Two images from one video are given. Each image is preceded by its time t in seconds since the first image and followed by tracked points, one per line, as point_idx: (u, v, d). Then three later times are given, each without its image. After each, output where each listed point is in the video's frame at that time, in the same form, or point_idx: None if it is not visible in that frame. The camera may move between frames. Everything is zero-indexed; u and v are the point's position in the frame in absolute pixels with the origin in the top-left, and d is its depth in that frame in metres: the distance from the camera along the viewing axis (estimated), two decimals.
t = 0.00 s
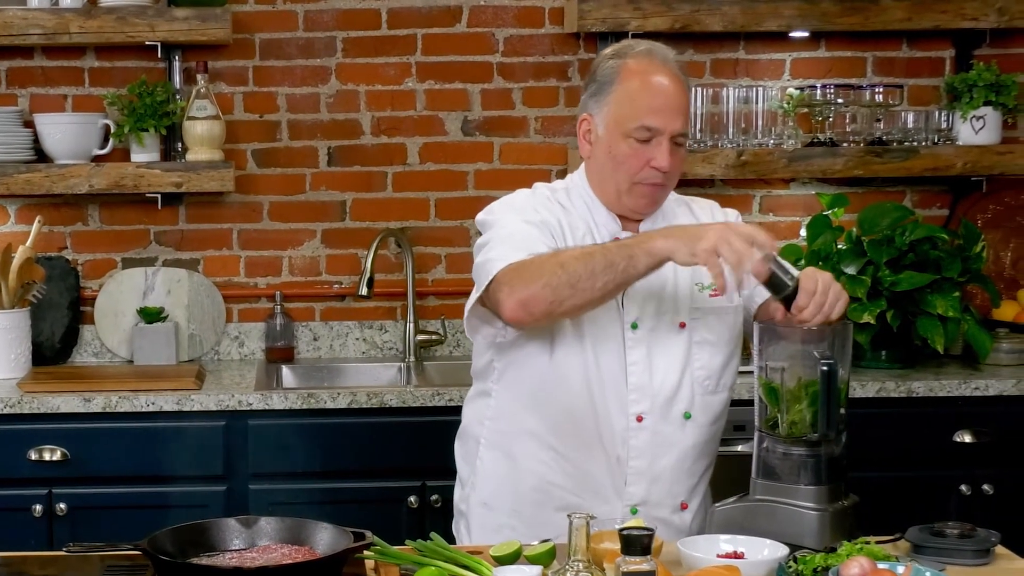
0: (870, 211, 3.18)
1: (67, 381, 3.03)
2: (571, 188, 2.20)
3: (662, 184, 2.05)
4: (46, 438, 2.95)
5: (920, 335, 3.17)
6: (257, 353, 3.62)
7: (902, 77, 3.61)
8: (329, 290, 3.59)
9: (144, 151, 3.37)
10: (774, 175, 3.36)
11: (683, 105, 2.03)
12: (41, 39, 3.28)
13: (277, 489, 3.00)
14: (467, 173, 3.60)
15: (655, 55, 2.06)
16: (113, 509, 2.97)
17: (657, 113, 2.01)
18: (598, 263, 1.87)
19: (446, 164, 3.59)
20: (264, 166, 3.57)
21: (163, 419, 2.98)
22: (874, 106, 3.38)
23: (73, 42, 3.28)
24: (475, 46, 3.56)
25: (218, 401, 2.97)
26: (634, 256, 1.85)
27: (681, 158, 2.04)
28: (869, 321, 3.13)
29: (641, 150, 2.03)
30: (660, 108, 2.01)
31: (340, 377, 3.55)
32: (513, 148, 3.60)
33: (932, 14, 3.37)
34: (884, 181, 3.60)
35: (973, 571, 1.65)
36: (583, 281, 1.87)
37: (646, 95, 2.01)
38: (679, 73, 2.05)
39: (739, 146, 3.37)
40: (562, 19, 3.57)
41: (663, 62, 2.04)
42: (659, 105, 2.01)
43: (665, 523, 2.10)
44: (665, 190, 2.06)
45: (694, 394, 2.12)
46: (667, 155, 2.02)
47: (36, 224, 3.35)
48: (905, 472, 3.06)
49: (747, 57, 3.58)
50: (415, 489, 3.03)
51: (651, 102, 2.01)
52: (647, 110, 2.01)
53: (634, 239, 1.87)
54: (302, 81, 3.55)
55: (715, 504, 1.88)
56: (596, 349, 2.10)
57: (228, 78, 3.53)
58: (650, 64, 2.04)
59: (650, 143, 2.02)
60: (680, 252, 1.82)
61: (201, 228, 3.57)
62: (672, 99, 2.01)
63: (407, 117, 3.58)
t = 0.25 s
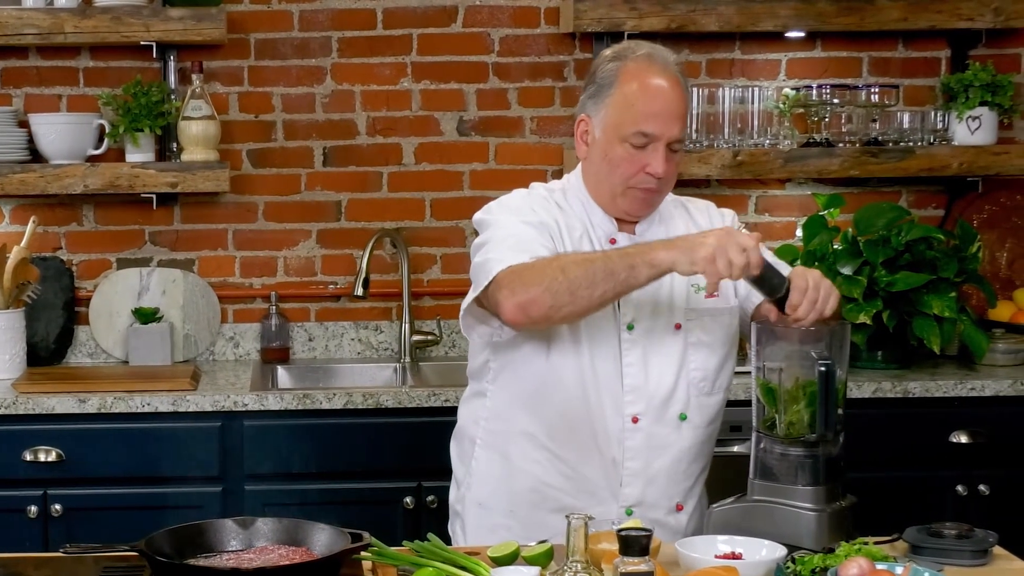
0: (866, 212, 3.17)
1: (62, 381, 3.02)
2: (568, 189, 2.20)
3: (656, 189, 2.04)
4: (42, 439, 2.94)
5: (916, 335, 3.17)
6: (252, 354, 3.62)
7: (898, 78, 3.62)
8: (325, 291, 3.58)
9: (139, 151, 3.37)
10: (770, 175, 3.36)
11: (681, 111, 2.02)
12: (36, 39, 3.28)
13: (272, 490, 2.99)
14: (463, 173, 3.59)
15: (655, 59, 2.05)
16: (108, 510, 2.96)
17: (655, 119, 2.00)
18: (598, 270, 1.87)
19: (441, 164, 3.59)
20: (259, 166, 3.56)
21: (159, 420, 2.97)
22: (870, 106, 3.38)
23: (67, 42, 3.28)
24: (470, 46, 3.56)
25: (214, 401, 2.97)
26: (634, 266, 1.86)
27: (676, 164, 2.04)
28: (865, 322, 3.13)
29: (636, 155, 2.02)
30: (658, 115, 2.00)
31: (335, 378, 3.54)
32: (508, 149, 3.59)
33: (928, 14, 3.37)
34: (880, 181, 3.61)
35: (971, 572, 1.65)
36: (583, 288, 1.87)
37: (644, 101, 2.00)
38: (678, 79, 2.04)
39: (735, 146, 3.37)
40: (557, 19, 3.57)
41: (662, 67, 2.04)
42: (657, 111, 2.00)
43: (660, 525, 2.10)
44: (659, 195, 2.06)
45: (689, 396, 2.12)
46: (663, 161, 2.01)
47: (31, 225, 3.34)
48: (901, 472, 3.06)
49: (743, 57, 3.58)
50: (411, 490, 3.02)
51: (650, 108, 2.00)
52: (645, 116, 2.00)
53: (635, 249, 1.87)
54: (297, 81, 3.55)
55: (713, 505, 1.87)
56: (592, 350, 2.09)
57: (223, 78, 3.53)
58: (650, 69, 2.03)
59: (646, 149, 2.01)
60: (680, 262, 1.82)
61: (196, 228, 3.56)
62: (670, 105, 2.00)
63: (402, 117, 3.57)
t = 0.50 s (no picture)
0: (862, 212, 3.18)
1: (57, 382, 3.01)
2: (565, 189, 2.20)
3: (651, 194, 2.05)
4: (36, 440, 2.93)
5: (912, 335, 3.16)
6: (247, 354, 3.61)
7: (893, 78, 3.62)
8: (320, 291, 3.58)
9: (134, 151, 3.35)
10: (765, 175, 3.36)
11: (680, 115, 2.01)
12: (30, 38, 3.27)
13: (268, 490, 2.98)
14: (458, 173, 3.59)
15: (657, 61, 2.03)
16: (103, 511, 2.96)
17: (653, 124, 1.99)
18: (596, 272, 1.86)
19: (436, 164, 3.58)
20: (254, 166, 3.55)
21: (154, 420, 2.97)
22: (866, 106, 3.37)
23: (62, 41, 3.27)
24: (466, 45, 3.56)
25: (209, 402, 2.96)
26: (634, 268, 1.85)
27: (673, 169, 2.03)
28: (861, 321, 3.13)
29: (633, 159, 2.02)
30: (656, 119, 1.99)
31: (331, 378, 3.54)
32: (503, 149, 3.59)
33: (923, 14, 3.38)
34: (875, 181, 3.61)
35: (969, 572, 1.65)
36: (580, 287, 1.87)
37: (643, 104, 1.99)
38: (679, 82, 2.03)
39: (731, 146, 3.37)
40: (552, 18, 3.56)
41: (663, 70, 2.02)
42: (655, 116, 1.99)
43: (656, 526, 2.10)
44: (655, 200, 2.07)
45: (686, 397, 2.12)
46: (659, 167, 2.01)
47: (25, 224, 3.33)
48: (897, 472, 3.07)
49: (738, 57, 3.58)
50: (406, 490, 3.02)
51: (648, 112, 1.99)
52: (643, 120, 1.99)
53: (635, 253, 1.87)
54: (292, 80, 3.54)
55: (710, 505, 1.87)
56: (588, 351, 2.09)
57: (218, 77, 3.52)
58: (650, 72, 2.01)
59: (643, 153, 2.01)
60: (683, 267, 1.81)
61: (191, 228, 3.56)
62: (669, 109, 1.99)
63: (398, 117, 3.57)
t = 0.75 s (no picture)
0: (857, 212, 3.18)
1: (51, 382, 3.01)
2: (561, 189, 2.19)
3: (644, 199, 2.04)
4: (31, 440, 2.92)
5: (908, 335, 3.17)
6: (242, 354, 3.61)
7: (888, 77, 3.62)
8: (315, 291, 3.57)
9: (128, 150, 3.35)
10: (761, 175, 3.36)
11: (676, 121, 2.01)
12: (24, 38, 3.26)
13: (263, 491, 2.98)
14: (453, 173, 3.58)
15: (654, 66, 2.03)
16: (98, 512, 2.95)
17: (647, 129, 1.99)
18: (589, 276, 1.87)
19: (432, 164, 3.58)
20: (249, 166, 3.55)
21: (149, 421, 2.96)
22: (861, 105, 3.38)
23: (56, 41, 3.26)
24: (461, 45, 3.55)
25: (204, 402, 2.95)
26: (625, 268, 1.85)
27: (666, 174, 2.03)
28: (857, 321, 3.13)
29: (626, 164, 2.02)
30: (650, 125, 1.98)
31: (326, 378, 3.53)
32: (499, 148, 3.59)
33: (919, 14, 3.38)
34: (871, 181, 3.61)
35: (967, 572, 1.65)
36: (575, 295, 1.88)
37: (638, 109, 1.99)
38: (676, 87, 2.02)
39: (726, 146, 3.37)
40: (548, 18, 3.56)
41: (660, 75, 2.01)
42: (650, 122, 1.98)
43: (654, 527, 2.09)
44: (647, 205, 2.06)
45: (683, 398, 2.12)
46: (652, 173, 2.00)
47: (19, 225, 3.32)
48: (893, 473, 3.07)
49: (734, 57, 3.58)
50: (402, 491, 3.01)
51: (643, 117, 1.99)
52: (638, 125, 1.99)
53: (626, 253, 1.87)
54: (287, 80, 3.53)
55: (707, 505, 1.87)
56: (586, 352, 2.09)
57: (213, 77, 3.51)
58: (647, 77, 2.01)
59: (636, 159, 2.00)
60: (672, 262, 1.81)
61: (186, 228, 3.55)
62: (664, 115, 1.99)
63: (393, 117, 3.56)
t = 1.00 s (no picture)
0: (852, 212, 3.18)
1: (46, 383, 3.00)
2: (555, 191, 2.19)
3: (634, 201, 2.04)
4: (25, 441, 2.92)
5: (903, 335, 3.18)
6: (237, 355, 3.60)
7: (884, 77, 3.62)
8: (310, 291, 3.57)
9: (123, 151, 3.34)
10: (756, 175, 3.36)
11: (669, 122, 2.00)
12: (19, 38, 3.26)
13: (258, 492, 2.97)
14: (449, 173, 3.58)
15: (648, 67, 2.02)
16: (93, 513, 2.94)
17: (638, 130, 1.98)
18: (590, 292, 1.87)
19: (427, 164, 3.57)
20: (243, 166, 3.54)
21: (144, 421, 2.95)
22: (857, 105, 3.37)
23: (51, 41, 3.25)
24: (456, 45, 3.55)
25: (199, 403, 2.95)
26: (626, 286, 1.85)
27: (658, 176, 2.02)
28: (852, 322, 3.13)
29: (617, 164, 2.01)
30: (641, 126, 1.98)
31: (321, 378, 3.53)
32: (494, 149, 3.59)
33: (914, 14, 3.38)
34: (866, 181, 3.61)
35: (964, 572, 1.65)
36: (576, 311, 1.88)
37: (629, 110, 1.99)
38: (669, 88, 2.02)
39: (721, 146, 3.37)
40: (543, 18, 3.56)
41: (654, 76, 2.01)
42: (640, 123, 1.98)
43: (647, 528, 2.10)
44: (639, 207, 2.06)
45: (678, 399, 2.12)
46: (643, 174, 2.00)
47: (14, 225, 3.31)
48: (889, 473, 3.07)
49: (729, 57, 3.58)
50: (397, 492, 3.01)
51: (634, 118, 1.98)
52: (628, 126, 1.98)
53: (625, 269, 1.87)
54: (282, 80, 3.53)
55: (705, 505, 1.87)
56: (581, 353, 2.08)
57: (207, 77, 3.51)
58: (640, 77, 2.01)
59: (627, 159, 2.00)
60: (673, 281, 1.81)
61: (180, 228, 3.54)
62: (656, 116, 1.98)
63: (388, 117, 3.56)
